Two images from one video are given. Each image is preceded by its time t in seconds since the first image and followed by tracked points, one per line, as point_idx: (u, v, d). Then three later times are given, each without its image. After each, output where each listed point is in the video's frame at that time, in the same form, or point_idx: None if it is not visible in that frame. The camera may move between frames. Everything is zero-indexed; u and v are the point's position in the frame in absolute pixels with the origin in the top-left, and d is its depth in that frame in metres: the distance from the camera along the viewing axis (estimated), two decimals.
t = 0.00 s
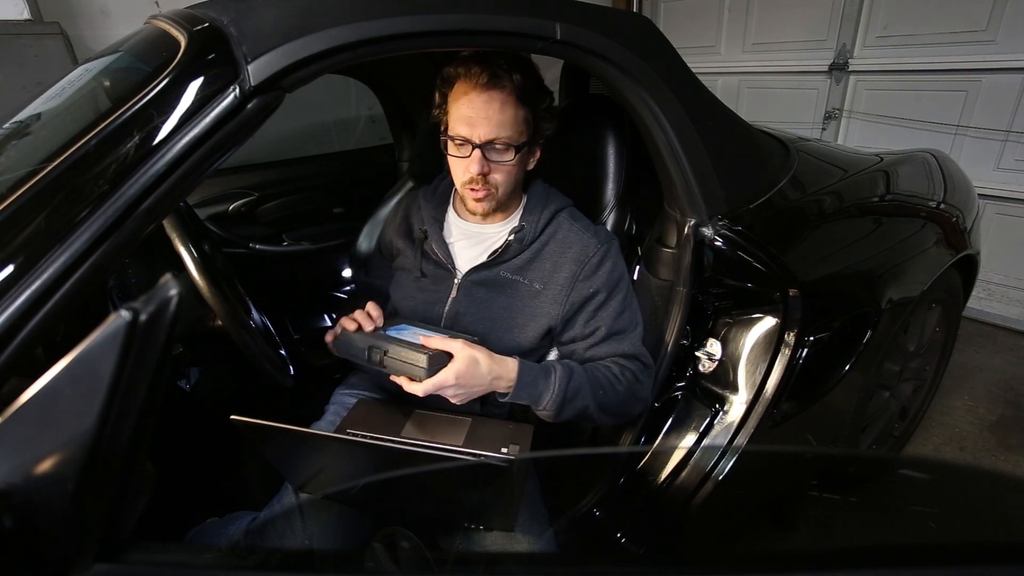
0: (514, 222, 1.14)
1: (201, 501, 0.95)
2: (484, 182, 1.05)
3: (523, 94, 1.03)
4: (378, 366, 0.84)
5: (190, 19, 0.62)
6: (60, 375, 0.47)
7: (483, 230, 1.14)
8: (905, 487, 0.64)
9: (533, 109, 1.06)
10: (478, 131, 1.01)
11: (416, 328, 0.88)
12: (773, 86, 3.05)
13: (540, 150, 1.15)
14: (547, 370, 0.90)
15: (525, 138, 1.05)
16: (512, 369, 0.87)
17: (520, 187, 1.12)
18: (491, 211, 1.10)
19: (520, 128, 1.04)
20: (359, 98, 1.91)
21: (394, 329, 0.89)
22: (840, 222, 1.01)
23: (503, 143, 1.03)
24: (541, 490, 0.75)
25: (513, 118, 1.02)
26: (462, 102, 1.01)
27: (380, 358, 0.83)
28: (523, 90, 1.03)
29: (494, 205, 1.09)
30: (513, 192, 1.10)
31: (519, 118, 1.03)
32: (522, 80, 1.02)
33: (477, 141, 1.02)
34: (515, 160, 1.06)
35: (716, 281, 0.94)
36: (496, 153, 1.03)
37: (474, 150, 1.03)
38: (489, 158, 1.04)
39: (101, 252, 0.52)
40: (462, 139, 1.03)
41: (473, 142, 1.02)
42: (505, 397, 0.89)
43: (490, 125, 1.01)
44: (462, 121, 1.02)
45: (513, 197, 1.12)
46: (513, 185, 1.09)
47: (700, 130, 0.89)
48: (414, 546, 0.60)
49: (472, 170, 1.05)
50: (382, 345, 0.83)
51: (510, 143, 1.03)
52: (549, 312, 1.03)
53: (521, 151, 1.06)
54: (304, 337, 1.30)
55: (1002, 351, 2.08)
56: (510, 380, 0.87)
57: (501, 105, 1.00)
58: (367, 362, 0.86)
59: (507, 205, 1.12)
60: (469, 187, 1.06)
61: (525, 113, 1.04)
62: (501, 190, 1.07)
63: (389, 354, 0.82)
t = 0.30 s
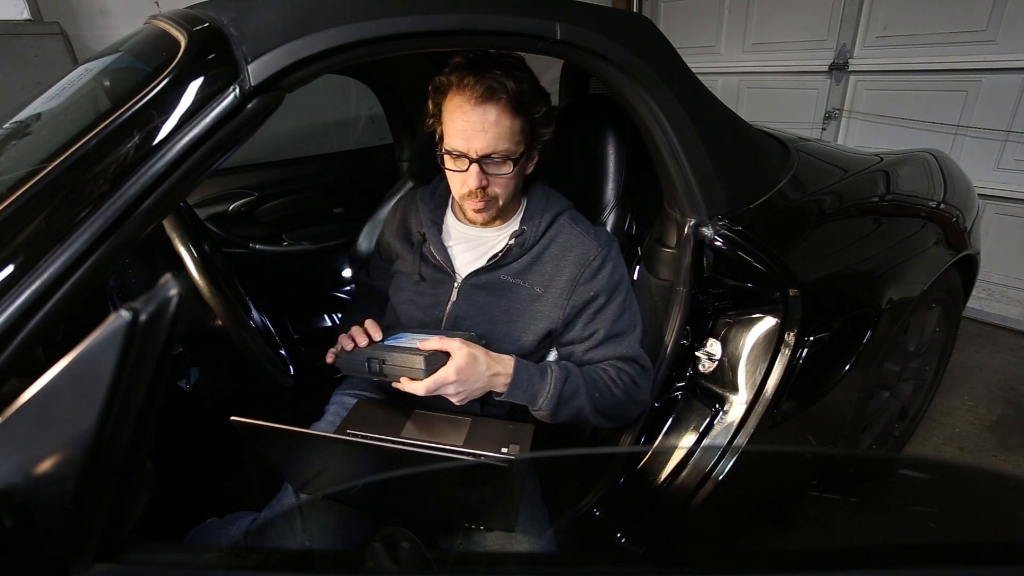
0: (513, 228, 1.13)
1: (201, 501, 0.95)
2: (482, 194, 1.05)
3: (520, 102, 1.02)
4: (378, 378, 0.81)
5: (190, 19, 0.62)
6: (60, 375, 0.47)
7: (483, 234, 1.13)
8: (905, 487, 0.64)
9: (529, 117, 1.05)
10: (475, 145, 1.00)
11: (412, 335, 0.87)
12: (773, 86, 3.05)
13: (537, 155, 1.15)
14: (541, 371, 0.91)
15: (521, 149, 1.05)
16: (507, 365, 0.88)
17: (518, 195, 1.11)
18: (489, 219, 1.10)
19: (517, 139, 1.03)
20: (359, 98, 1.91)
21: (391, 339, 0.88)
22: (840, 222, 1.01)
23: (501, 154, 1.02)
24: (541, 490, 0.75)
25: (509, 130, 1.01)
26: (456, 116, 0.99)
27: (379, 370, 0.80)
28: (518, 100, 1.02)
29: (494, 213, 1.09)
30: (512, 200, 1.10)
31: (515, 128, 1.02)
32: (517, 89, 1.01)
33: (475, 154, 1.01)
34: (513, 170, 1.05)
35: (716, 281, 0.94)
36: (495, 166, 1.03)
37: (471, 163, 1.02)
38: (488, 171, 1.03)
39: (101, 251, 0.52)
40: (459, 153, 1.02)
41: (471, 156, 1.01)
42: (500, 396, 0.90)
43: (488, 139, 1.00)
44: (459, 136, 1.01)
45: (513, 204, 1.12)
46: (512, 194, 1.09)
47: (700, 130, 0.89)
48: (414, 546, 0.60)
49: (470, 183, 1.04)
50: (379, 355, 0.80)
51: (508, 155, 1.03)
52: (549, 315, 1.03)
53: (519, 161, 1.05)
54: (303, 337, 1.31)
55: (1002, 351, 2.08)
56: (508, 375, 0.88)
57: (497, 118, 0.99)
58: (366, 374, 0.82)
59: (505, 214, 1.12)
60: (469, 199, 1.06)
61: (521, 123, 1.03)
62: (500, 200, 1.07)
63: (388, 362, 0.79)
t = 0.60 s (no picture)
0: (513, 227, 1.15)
1: (201, 501, 0.95)
2: (482, 179, 1.05)
3: (516, 89, 1.05)
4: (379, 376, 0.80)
5: (190, 19, 0.62)
6: (60, 375, 0.47)
7: (481, 234, 1.14)
8: (906, 487, 0.64)
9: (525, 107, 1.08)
10: (474, 127, 1.02)
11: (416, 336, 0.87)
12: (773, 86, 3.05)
13: (534, 153, 1.16)
14: (544, 377, 0.90)
15: (520, 135, 1.07)
16: (510, 369, 0.87)
17: (516, 188, 1.12)
18: (489, 210, 1.09)
19: (515, 123, 1.05)
20: (360, 98, 1.91)
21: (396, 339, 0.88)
22: (840, 222, 1.01)
23: (499, 137, 1.03)
24: (542, 491, 0.75)
25: (507, 113, 1.03)
26: (454, 100, 1.02)
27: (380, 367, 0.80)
28: (514, 87, 1.05)
29: (492, 204, 1.08)
30: (511, 191, 1.10)
31: (513, 113, 1.04)
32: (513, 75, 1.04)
33: (473, 137, 1.03)
34: (512, 155, 1.06)
35: (716, 281, 0.94)
36: (493, 149, 1.04)
37: (470, 146, 1.03)
38: (486, 155, 1.04)
39: (101, 251, 0.52)
40: (457, 136, 1.03)
41: (469, 139, 1.03)
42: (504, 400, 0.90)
43: (486, 120, 1.02)
44: (457, 119, 1.02)
45: (511, 198, 1.12)
46: (511, 183, 1.09)
47: (700, 130, 0.89)
48: (414, 546, 0.60)
49: (469, 167, 1.04)
50: (381, 353, 0.80)
51: (506, 137, 1.04)
52: (548, 317, 1.03)
53: (517, 146, 1.06)
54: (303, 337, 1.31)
55: (1002, 351, 2.08)
56: (510, 380, 0.87)
57: (495, 99, 1.02)
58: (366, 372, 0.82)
59: (504, 206, 1.11)
60: (467, 187, 1.06)
61: (518, 109, 1.06)
62: (500, 188, 1.07)
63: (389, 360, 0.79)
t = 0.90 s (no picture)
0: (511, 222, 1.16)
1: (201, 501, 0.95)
2: (474, 165, 1.05)
3: (509, 82, 1.08)
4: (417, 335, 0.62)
5: (190, 19, 0.62)
6: (60, 375, 0.47)
7: (477, 231, 1.15)
8: (906, 487, 0.64)
9: (518, 102, 1.11)
10: (466, 111, 1.05)
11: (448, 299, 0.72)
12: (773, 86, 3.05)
13: (526, 151, 1.17)
14: (578, 368, 0.84)
15: (512, 124, 1.08)
16: (548, 360, 0.79)
17: (509, 181, 1.12)
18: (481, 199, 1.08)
19: (507, 112, 1.07)
20: (359, 98, 1.90)
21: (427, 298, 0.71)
22: (840, 222, 1.01)
23: (491, 122, 1.05)
24: (541, 490, 0.76)
25: (499, 100, 1.06)
26: (448, 88, 1.05)
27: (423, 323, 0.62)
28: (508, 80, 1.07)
29: (485, 193, 1.08)
30: (504, 182, 1.10)
31: (505, 102, 1.07)
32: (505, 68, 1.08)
33: (465, 122, 1.05)
34: (504, 144, 1.07)
35: (716, 281, 0.94)
36: (485, 134, 1.05)
37: (462, 131, 1.05)
38: (479, 142, 1.06)
39: (101, 251, 0.52)
40: (450, 121, 1.05)
41: (462, 124, 1.05)
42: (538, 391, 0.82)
43: (478, 106, 1.04)
44: (450, 104, 1.05)
45: (503, 190, 1.11)
46: (504, 172, 1.09)
47: (700, 130, 0.89)
48: (414, 546, 0.60)
49: (461, 152, 1.05)
50: (429, 306, 0.62)
51: (498, 124, 1.06)
52: (547, 315, 1.02)
53: (509, 135, 1.08)
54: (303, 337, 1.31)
55: (1002, 351, 2.08)
56: (545, 370, 0.79)
57: (486, 86, 1.05)
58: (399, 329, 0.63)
59: (496, 197, 1.11)
60: (459, 173, 1.06)
61: (510, 100, 1.08)
62: (491, 175, 1.07)
63: (439, 318, 0.62)
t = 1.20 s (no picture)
0: (511, 224, 1.16)
1: (201, 501, 0.95)
2: (480, 172, 1.07)
3: (530, 95, 1.07)
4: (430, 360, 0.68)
5: (190, 19, 0.62)
6: (60, 375, 0.47)
7: (478, 230, 1.15)
8: (906, 487, 0.64)
9: (536, 113, 1.11)
10: (482, 117, 1.05)
11: (460, 299, 0.72)
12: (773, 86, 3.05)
13: (537, 160, 1.18)
14: (581, 381, 0.85)
15: (526, 138, 1.09)
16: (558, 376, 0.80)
17: (513, 191, 1.13)
18: (482, 205, 1.10)
19: (523, 125, 1.08)
20: (359, 98, 1.91)
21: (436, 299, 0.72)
22: (840, 222, 1.01)
23: (504, 134, 1.06)
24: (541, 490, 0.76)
25: (517, 113, 1.06)
26: (468, 90, 1.06)
27: (436, 351, 0.68)
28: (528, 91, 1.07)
29: (488, 200, 1.09)
30: (506, 191, 1.11)
31: (523, 115, 1.07)
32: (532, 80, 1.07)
33: (480, 128, 1.05)
34: (514, 156, 1.08)
35: (716, 281, 0.94)
36: (496, 144, 1.06)
37: (474, 136, 1.06)
38: (489, 150, 1.06)
39: (101, 251, 0.52)
40: (464, 123, 1.06)
41: (476, 130, 1.05)
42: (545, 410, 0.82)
43: (495, 115, 1.05)
44: (468, 106, 1.06)
45: (507, 199, 1.12)
46: (509, 182, 1.10)
47: (700, 130, 0.89)
48: (414, 546, 0.60)
49: (470, 158, 1.06)
50: (444, 337, 0.67)
51: (511, 137, 1.06)
52: (547, 317, 1.02)
53: (521, 148, 1.08)
54: (303, 337, 1.31)
55: (1002, 351, 2.08)
56: (556, 387, 0.80)
57: (507, 97, 1.05)
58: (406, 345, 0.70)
59: (497, 205, 1.12)
60: (465, 176, 1.07)
61: (529, 113, 1.08)
62: (496, 184, 1.08)
63: (454, 351, 0.67)
